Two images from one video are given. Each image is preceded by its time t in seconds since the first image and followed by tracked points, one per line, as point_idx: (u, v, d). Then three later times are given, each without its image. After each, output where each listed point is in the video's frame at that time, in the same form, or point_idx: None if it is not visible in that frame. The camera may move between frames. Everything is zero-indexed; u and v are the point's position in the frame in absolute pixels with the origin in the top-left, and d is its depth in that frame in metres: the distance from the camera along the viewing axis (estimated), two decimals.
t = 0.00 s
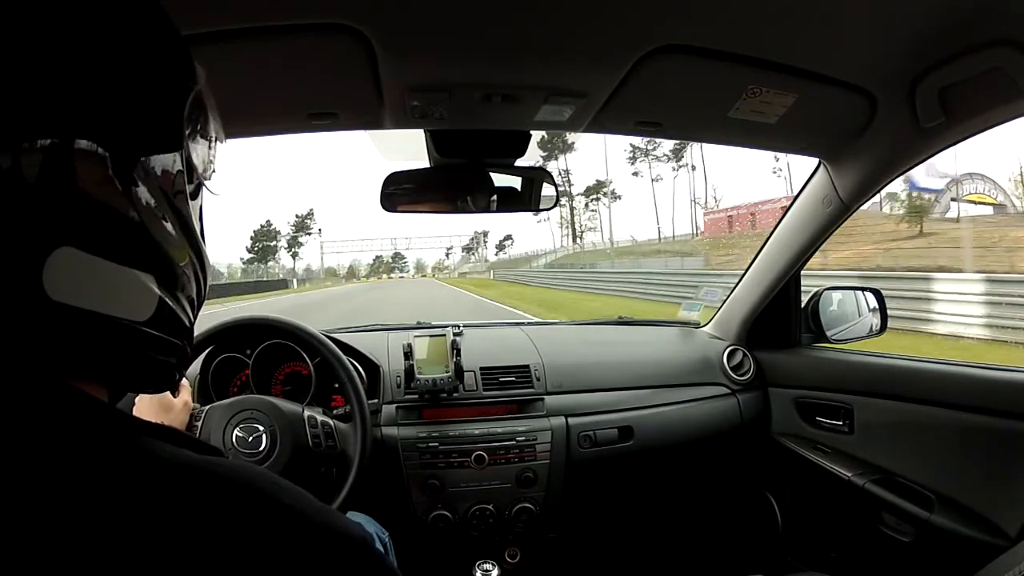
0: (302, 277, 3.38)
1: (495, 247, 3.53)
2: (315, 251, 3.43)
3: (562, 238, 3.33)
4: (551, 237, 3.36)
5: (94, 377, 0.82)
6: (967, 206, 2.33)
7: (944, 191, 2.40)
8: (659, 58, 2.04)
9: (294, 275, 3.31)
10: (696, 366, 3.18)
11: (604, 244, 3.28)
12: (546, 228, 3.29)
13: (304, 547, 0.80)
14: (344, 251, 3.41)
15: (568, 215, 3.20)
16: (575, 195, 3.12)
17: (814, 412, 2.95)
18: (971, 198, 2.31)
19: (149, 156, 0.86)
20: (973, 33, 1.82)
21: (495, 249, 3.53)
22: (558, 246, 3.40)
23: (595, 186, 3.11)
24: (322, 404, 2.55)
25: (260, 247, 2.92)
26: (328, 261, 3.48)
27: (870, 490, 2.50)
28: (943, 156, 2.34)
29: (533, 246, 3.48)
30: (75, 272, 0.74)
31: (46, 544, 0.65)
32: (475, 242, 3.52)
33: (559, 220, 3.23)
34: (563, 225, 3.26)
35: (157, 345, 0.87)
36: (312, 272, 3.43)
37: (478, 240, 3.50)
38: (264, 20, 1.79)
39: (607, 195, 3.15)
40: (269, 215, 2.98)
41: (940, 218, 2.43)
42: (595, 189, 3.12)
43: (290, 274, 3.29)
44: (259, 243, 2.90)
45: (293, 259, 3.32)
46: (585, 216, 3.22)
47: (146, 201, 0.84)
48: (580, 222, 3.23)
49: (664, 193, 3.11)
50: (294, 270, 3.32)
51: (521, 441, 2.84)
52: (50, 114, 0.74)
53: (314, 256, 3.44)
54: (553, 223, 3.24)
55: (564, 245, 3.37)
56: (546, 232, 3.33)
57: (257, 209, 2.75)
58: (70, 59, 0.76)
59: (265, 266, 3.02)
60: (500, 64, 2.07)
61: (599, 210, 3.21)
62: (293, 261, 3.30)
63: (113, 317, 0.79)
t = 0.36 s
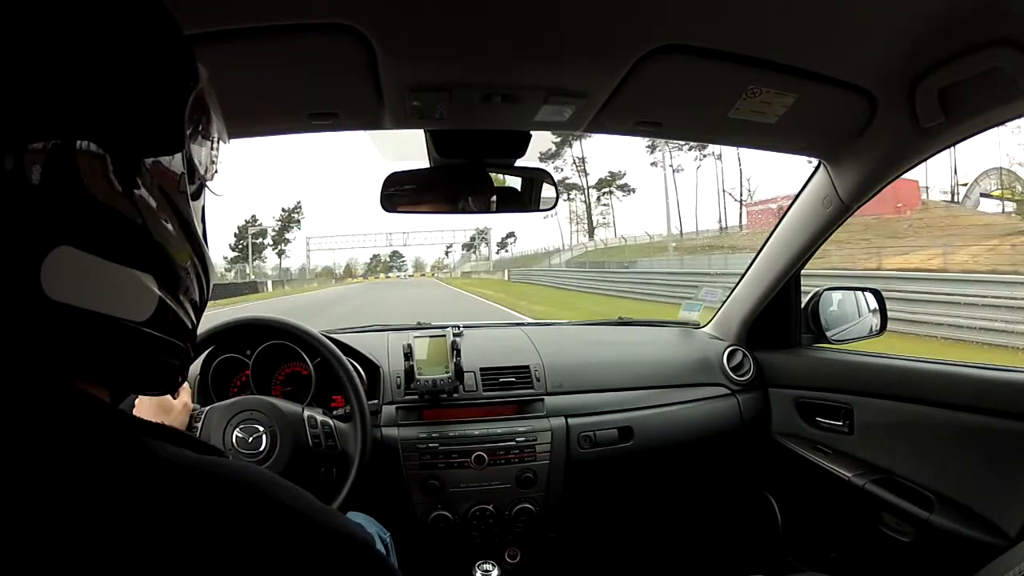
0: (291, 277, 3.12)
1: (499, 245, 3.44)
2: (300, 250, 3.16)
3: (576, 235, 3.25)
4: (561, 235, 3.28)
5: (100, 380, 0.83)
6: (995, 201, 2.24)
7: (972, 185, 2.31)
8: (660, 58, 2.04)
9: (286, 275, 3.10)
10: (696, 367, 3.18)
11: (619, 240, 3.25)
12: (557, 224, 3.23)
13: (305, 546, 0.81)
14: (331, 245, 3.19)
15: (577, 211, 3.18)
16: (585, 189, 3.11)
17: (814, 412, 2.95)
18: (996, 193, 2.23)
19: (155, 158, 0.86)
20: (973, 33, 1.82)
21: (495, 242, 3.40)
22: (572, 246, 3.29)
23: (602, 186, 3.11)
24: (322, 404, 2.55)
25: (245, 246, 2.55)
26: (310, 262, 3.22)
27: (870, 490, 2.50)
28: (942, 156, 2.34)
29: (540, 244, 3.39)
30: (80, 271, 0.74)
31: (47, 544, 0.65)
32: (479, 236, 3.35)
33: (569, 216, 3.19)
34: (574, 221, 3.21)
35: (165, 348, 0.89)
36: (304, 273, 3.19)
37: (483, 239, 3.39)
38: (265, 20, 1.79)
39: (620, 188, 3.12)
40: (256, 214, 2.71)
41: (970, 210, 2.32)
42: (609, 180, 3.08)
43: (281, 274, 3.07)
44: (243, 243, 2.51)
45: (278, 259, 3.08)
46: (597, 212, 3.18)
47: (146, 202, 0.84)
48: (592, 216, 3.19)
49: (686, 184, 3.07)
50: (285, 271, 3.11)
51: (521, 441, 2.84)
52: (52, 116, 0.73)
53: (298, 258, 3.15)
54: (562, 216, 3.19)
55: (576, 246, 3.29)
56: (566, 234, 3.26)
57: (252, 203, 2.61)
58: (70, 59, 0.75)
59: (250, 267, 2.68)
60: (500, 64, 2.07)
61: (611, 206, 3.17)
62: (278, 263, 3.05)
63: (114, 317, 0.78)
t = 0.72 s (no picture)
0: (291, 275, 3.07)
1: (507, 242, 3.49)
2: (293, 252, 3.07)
3: (587, 230, 3.26)
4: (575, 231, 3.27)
5: (101, 379, 0.83)
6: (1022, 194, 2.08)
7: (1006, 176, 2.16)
8: (660, 58, 2.04)
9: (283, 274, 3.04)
10: (697, 367, 3.18)
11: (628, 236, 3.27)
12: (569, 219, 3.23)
13: (304, 545, 0.81)
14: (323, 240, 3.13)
15: (587, 204, 3.17)
16: (594, 183, 3.06)
17: (814, 412, 2.94)
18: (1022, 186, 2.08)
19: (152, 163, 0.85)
20: (974, 32, 1.82)
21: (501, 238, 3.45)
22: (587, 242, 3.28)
23: (610, 186, 3.09)
24: (322, 404, 2.54)
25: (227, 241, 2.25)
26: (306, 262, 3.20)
27: (870, 490, 2.50)
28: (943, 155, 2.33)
29: (542, 242, 3.40)
30: (47, 265, 0.73)
31: (49, 550, 0.64)
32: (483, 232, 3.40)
33: (579, 210, 3.20)
34: (586, 215, 3.21)
35: (155, 344, 0.86)
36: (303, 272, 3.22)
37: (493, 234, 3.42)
38: (266, 20, 1.79)
39: (634, 181, 3.07)
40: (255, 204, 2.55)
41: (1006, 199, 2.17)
42: (623, 171, 3.02)
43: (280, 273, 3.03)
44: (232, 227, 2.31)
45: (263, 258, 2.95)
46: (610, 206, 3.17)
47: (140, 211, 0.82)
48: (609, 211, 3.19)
49: (710, 174, 2.99)
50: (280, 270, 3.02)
51: (521, 441, 2.84)
52: (49, 124, 0.74)
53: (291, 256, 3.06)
54: (571, 212, 3.20)
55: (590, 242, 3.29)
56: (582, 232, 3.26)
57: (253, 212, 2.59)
58: (70, 72, 0.76)
59: (234, 264, 2.55)
60: (500, 64, 2.07)
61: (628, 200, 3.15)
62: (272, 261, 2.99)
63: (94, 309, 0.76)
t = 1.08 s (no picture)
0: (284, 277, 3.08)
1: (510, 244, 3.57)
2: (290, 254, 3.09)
3: (604, 229, 3.28)
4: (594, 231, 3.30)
5: (100, 380, 0.82)
6: None
7: None
8: (660, 58, 2.04)
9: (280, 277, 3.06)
10: (697, 367, 3.18)
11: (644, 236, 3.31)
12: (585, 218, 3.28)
13: (304, 548, 0.81)
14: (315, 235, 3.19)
15: (600, 200, 3.21)
16: (609, 178, 3.11)
17: (814, 413, 2.95)
18: None
19: (153, 170, 0.87)
20: (973, 32, 1.82)
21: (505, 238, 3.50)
22: (603, 240, 3.32)
23: (631, 184, 3.12)
24: (322, 404, 2.54)
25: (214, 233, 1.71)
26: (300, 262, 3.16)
27: (870, 490, 2.50)
28: (942, 155, 2.35)
29: (553, 242, 3.50)
30: (55, 276, 0.73)
31: (48, 543, 0.65)
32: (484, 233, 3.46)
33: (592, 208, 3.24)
34: (599, 213, 3.25)
35: (159, 350, 0.87)
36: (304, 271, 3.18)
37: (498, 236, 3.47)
38: (265, 20, 1.79)
39: (654, 177, 3.06)
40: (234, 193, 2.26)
41: None
42: (641, 166, 2.99)
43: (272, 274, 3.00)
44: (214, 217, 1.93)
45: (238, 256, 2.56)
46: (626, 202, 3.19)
47: (143, 218, 0.85)
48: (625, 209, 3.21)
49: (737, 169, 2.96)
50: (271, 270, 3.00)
51: (522, 441, 2.85)
52: (52, 128, 0.74)
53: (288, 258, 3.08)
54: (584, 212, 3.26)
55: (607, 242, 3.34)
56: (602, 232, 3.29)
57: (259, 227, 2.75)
58: (71, 76, 0.76)
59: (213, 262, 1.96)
60: (500, 64, 2.07)
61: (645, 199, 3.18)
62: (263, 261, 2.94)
63: (103, 317, 0.77)
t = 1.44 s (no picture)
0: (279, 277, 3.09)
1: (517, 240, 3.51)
2: (280, 250, 3.01)
3: (620, 223, 3.27)
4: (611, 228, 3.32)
5: (82, 371, 0.80)
6: None
7: None
8: (659, 58, 2.04)
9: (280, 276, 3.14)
10: (697, 367, 3.18)
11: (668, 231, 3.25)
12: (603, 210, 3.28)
13: (306, 543, 0.81)
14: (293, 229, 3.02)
15: (618, 191, 3.18)
16: (625, 169, 3.06)
17: (814, 413, 2.95)
18: None
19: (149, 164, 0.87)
20: (973, 33, 1.83)
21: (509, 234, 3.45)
22: (620, 236, 3.32)
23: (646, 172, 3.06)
24: (322, 404, 2.54)
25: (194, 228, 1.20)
26: (297, 261, 3.20)
27: (870, 490, 2.50)
28: (941, 156, 2.35)
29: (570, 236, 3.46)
30: (74, 259, 0.74)
31: (46, 542, 0.65)
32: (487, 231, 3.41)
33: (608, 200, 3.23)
34: (615, 205, 3.23)
35: (146, 333, 0.85)
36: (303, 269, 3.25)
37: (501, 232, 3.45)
38: (264, 21, 1.79)
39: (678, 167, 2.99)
40: (221, 172, 1.99)
41: None
42: (664, 154, 2.91)
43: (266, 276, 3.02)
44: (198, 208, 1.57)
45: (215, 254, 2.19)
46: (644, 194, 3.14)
47: (144, 205, 0.86)
48: (642, 203, 3.17)
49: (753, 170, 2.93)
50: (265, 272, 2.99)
51: (522, 441, 2.85)
52: (46, 128, 0.74)
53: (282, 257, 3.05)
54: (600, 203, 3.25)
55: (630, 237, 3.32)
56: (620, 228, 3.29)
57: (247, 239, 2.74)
58: (68, 73, 0.76)
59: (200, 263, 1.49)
60: (500, 64, 2.07)
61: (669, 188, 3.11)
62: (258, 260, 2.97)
63: (111, 305, 0.79)
